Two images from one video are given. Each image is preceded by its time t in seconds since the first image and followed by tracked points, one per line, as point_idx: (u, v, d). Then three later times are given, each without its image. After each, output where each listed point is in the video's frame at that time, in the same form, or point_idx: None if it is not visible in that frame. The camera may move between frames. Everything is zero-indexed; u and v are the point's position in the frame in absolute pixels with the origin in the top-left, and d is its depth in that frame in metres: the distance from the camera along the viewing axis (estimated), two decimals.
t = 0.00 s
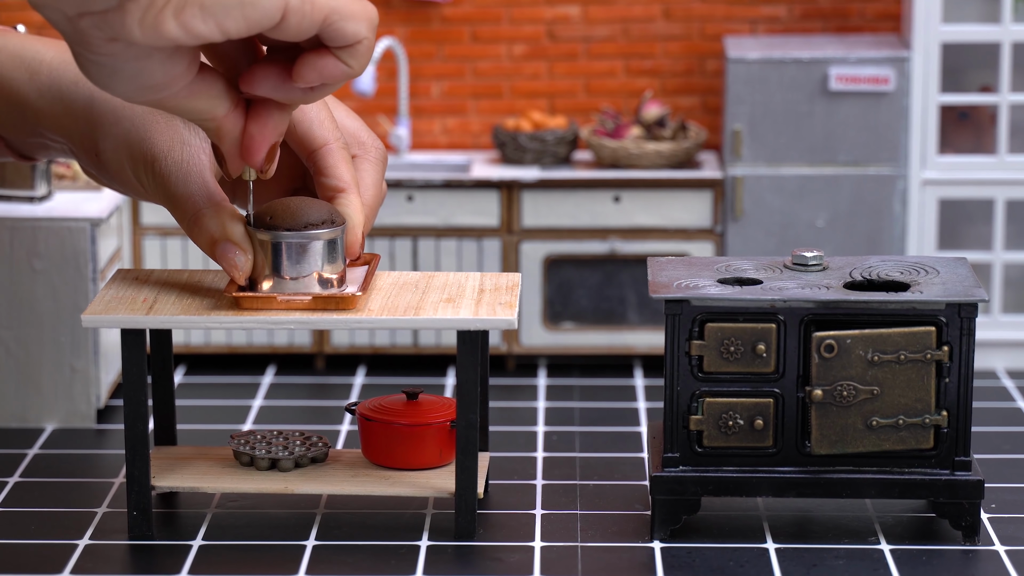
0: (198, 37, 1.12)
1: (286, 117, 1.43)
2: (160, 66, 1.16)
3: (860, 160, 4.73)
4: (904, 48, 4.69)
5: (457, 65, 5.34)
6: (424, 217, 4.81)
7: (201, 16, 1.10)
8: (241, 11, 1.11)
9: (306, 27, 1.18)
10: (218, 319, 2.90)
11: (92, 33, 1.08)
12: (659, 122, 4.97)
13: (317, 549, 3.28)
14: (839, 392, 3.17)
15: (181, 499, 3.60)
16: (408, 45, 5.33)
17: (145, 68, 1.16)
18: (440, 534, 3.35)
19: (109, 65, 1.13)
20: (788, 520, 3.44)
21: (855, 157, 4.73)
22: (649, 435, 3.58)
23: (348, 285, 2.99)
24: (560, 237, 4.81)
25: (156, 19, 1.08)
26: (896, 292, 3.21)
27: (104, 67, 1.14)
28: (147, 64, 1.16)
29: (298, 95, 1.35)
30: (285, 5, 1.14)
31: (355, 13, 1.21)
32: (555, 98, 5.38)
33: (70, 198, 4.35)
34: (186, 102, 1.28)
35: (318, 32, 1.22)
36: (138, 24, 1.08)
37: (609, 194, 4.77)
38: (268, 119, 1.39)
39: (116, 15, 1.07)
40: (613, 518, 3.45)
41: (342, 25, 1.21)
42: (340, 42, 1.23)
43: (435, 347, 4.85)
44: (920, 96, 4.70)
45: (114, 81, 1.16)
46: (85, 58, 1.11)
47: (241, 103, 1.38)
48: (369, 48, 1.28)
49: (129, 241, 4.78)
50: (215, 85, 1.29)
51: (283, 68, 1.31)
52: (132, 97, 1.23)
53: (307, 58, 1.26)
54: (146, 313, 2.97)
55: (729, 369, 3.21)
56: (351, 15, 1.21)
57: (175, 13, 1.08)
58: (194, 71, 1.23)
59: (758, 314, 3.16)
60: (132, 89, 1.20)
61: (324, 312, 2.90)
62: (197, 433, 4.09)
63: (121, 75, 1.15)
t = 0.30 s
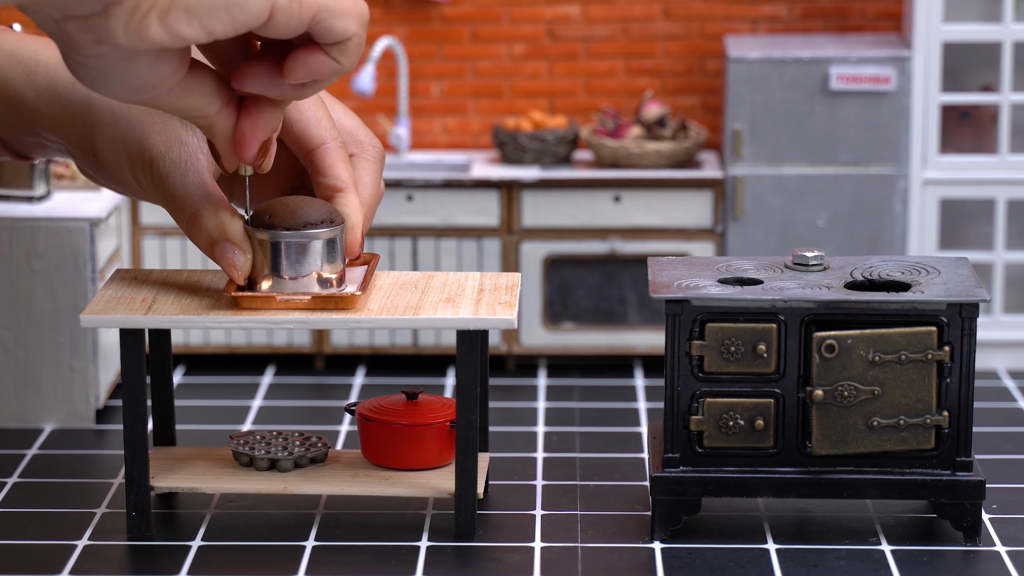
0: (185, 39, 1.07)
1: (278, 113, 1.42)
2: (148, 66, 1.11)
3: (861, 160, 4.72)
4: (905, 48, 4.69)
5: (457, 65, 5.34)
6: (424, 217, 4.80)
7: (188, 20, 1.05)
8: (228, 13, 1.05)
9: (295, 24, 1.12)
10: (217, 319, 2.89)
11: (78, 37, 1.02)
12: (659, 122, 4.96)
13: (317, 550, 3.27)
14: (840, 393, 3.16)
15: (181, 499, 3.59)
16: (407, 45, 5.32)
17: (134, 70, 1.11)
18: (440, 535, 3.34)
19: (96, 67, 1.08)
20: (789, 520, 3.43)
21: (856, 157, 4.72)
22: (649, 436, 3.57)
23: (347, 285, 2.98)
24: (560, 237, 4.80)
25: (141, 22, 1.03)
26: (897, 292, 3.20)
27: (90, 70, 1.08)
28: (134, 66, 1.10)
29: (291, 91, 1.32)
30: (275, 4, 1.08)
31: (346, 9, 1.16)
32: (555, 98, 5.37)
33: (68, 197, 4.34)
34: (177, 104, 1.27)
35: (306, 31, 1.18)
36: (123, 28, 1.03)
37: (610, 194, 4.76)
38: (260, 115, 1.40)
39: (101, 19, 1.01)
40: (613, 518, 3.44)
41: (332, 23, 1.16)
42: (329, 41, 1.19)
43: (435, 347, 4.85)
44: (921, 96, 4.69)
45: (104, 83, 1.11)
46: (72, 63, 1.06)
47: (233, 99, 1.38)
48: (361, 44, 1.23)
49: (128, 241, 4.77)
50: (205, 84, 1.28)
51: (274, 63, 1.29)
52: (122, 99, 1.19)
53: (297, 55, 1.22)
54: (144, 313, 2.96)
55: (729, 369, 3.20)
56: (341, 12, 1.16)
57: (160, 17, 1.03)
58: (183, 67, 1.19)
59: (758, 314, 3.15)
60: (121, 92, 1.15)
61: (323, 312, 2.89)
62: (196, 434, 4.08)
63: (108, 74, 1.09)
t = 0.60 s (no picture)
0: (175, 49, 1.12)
1: (277, 118, 1.49)
2: (141, 74, 1.17)
3: (862, 160, 4.71)
4: (906, 47, 4.68)
5: (457, 64, 5.33)
6: (423, 217, 4.79)
7: (181, 33, 1.10)
8: (219, 24, 1.11)
9: (291, 33, 1.16)
10: (216, 319, 2.88)
11: (68, 44, 1.06)
12: (659, 121, 4.95)
13: (316, 550, 3.26)
14: (840, 393, 3.15)
15: (180, 500, 3.59)
16: (407, 44, 5.31)
17: (126, 76, 1.16)
18: (440, 536, 3.33)
19: (88, 73, 1.13)
20: (789, 521, 3.42)
21: (857, 156, 4.71)
22: (649, 436, 3.56)
23: (347, 285, 2.97)
24: (560, 237, 4.79)
25: (130, 32, 1.07)
26: (898, 292, 3.20)
27: (83, 74, 1.13)
28: (126, 72, 1.15)
29: (289, 97, 1.36)
30: (266, 15, 1.12)
31: (344, 19, 1.19)
32: (555, 97, 5.36)
33: (67, 197, 4.33)
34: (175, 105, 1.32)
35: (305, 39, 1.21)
36: (111, 37, 1.08)
37: (610, 194, 4.75)
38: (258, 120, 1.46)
39: (91, 28, 1.06)
40: (614, 519, 3.43)
41: (328, 32, 1.19)
42: (327, 50, 1.22)
43: (435, 347, 4.84)
44: (922, 96, 4.68)
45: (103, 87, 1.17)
46: (67, 69, 1.11)
47: (231, 104, 1.44)
48: (359, 54, 1.26)
49: (127, 240, 4.76)
50: (202, 87, 1.33)
51: (271, 71, 1.33)
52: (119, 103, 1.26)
53: (296, 64, 1.26)
54: (144, 313, 2.95)
55: (730, 370, 3.20)
56: (339, 22, 1.19)
57: (149, 28, 1.08)
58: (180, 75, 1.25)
59: (759, 314, 3.15)
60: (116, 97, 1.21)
61: (323, 312, 2.88)
62: (195, 434, 4.07)
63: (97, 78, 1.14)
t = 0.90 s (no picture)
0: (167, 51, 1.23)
1: (275, 115, 1.53)
2: (137, 73, 1.26)
3: (862, 160, 4.71)
4: (907, 46, 4.67)
5: (457, 63, 5.32)
6: (423, 217, 4.78)
7: (171, 36, 1.21)
8: (209, 26, 1.21)
9: (283, 32, 1.26)
10: (216, 319, 2.87)
11: (61, 46, 1.17)
12: (660, 121, 4.94)
13: (315, 551, 3.25)
14: (842, 393, 3.14)
15: (179, 500, 3.58)
16: (407, 44, 5.30)
17: (121, 76, 1.26)
18: (440, 537, 3.31)
19: (84, 73, 1.23)
20: (790, 521, 3.41)
21: (858, 156, 4.70)
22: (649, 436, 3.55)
23: (347, 285, 2.96)
24: (560, 237, 4.78)
25: (122, 36, 1.18)
26: (899, 292, 3.19)
27: (80, 74, 1.23)
28: (122, 72, 1.25)
29: (285, 95, 1.42)
30: (257, 16, 1.22)
31: (337, 18, 1.28)
32: (555, 97, 5.35)
33: (66, 197, 4.31)
34: (173, 100, 1.39)
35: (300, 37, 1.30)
36: (103, 41, 1.18)
37: (610, 194, 4.74)
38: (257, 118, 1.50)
39: (83, 31, 1.16)
40: (614, 519, 3.42)
41: (322, 32, 1.28)
42: (322, 47, 1.31)
43: (434, 347, 4.83)
44: (923, 95, 4.68)
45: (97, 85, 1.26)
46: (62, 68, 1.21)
47: (230, 100, 1.49)
48: (353, 53, 1.35)
49: (126, 240, 4.76)
50: (200, 84, 1.40)
51: (269, 68, 1.39)
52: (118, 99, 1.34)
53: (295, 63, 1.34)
54: (143, 313, 2.94)
55: (731, 370, 3.18)
56: (332, 21, 1.28)
57: (141, 31, 1.19)
58: (175, 73, 1.33)
59: (759, 314, 3.14)
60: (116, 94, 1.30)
61: (323, 312, 2.87)
62: (194, 435, 4.06)
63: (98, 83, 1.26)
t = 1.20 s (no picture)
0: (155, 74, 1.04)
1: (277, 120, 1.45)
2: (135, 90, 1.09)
3: (863, 159, 4.70)
4: (908, 46, 4.66)
5: (457, 63, 5.31)
6: (423, 217, 4.77)
7: (160, 60, 1.02)
8: (199, 48, 1.02)
9: (274, 47, 1.06)
10: (216, 320, 2.86)
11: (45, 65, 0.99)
12: (660, 120, 4.93)
13: (315, 552, 3.24)
14: (843, 393, 3.13)
15: (178, 500, 3.57)
16: (406, 43, 5.29)
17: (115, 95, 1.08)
18: (439, 537, 3.31)
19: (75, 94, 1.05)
20: (790, 522, 3.41)
21: (859, 156, 4.69)
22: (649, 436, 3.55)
23: (347, 285, 2.95)
24: (560, 237, 4.78)
25: (110, 63, 1.00)
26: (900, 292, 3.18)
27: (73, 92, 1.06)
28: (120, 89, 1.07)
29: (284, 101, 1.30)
30: (248, 35, 1.02)
31: (329, 32, 1.10)
32: (555, 97, 5.34)
33: (65, 197, 4.30)
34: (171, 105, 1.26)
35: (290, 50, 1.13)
36: (91, 66, 1.00)
37: (610, 193, 4.73)
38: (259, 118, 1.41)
39: (70, 57, 0.98)
40: (614, 520, 3.41)
41: (313, 47, 1.10)
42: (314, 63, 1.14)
43: (434, 347, 4.82)
44: (924, 95, 4.67)
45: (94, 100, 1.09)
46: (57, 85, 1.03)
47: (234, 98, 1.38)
48: (348, 62, 1.18)
49: (125, 240, 4.75)
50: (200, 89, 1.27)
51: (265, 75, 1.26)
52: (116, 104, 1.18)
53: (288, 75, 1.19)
54: (142, 313, 2.93)
55: (731, 370, 3.18)
56: (323, 37, 1.10)
57: (129, 59, 1.00)
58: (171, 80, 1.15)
59: (760, 314, 3.13)
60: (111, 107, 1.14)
61: (322, 312, 2.86)
62: (194, 435, 4.05)
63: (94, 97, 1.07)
